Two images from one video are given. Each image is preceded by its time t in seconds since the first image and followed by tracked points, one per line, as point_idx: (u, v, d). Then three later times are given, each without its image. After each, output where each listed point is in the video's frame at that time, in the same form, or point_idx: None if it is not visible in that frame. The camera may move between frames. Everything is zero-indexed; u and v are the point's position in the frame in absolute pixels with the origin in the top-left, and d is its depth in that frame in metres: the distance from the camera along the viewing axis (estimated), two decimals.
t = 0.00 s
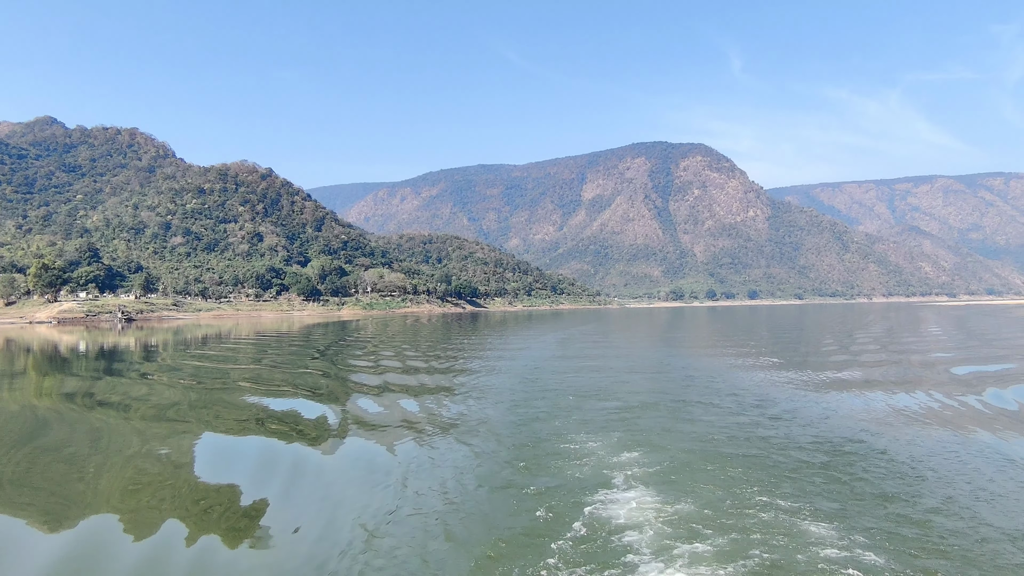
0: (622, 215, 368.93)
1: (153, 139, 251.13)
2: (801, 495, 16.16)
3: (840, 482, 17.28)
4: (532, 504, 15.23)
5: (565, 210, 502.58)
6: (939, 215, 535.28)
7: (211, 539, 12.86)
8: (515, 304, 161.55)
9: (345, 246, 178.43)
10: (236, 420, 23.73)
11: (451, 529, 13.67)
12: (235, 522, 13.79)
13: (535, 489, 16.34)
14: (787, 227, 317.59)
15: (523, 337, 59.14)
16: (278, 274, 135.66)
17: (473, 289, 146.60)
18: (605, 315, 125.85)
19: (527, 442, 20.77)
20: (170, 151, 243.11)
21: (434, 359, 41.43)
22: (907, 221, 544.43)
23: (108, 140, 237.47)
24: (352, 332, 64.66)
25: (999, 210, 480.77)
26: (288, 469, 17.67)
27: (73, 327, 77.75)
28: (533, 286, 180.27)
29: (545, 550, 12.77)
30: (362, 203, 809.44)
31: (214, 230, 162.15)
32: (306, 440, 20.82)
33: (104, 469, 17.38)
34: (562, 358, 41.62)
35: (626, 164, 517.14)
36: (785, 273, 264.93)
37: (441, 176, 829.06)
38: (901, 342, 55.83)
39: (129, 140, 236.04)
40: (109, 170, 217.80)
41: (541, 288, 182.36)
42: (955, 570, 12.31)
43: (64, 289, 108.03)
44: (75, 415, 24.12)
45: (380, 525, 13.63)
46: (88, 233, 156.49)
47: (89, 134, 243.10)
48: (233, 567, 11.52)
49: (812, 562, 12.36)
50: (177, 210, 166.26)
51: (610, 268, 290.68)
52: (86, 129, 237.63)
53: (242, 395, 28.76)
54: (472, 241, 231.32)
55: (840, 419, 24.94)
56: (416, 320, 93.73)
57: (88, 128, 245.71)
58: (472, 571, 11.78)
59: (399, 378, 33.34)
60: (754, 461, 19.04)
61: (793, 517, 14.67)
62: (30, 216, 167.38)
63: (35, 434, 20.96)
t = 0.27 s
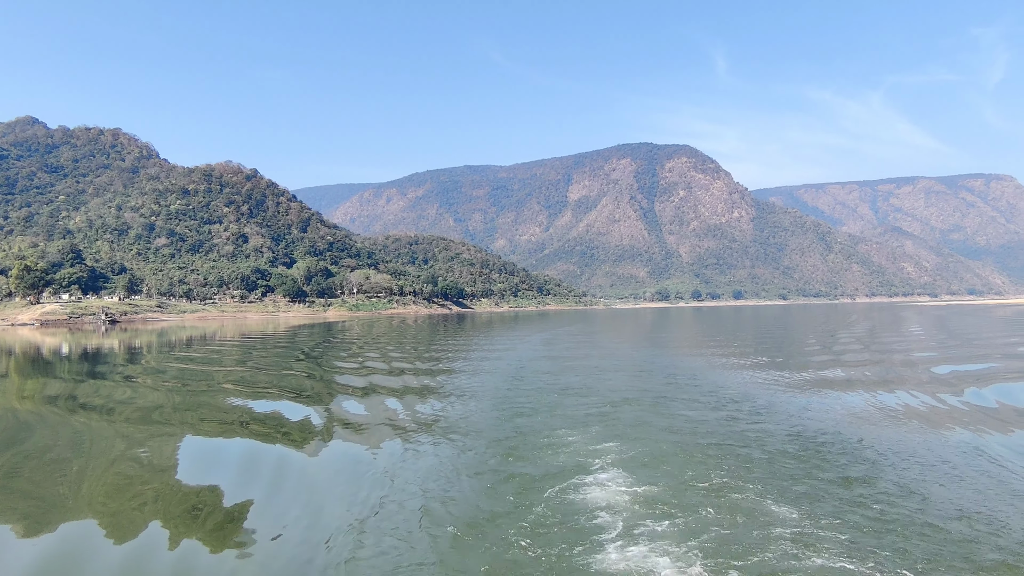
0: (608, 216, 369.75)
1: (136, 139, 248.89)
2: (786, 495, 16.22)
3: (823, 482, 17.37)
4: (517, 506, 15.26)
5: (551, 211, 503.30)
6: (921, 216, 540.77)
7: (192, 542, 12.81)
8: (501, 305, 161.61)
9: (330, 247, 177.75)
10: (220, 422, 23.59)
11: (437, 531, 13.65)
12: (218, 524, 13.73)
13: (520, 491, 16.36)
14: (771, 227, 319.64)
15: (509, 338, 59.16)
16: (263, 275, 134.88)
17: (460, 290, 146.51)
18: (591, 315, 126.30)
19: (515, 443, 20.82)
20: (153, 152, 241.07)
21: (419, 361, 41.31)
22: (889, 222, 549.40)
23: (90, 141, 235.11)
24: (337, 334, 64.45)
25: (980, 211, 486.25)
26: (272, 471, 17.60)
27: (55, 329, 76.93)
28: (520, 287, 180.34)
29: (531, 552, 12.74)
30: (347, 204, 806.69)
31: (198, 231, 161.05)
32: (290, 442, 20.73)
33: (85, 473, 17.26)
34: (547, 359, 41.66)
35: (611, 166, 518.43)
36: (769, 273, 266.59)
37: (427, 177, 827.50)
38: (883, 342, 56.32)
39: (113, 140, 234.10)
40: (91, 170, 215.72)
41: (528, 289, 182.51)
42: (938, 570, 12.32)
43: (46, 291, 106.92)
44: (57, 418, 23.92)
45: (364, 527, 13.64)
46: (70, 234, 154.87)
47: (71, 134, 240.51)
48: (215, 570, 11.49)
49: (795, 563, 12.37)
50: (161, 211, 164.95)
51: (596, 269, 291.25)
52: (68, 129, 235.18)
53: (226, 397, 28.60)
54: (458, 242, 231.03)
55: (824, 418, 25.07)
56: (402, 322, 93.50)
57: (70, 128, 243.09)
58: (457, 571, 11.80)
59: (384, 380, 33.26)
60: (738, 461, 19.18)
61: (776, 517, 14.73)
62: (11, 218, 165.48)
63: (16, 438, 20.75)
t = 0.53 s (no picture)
0: (594, 216, 370.58)
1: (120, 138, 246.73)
2: (766, 494, 16.41)
3: (806, 481, 17.48)
4: (502, 506, 15.31)
5: (538, 211, 503.81)
6: (905, 216, 545.40)
7: (175, 544, 12.74)
8: (489, 305, 161.72)
9: (317, 248, 177.09)
10: (204, 423, 23.47)
11: (420, 530, 13.74)
12: (201, 527, 13.67)
13: (505, 491, 16.40)
14: (757, 228, 321.54)
15: (495, 339, 59.23)
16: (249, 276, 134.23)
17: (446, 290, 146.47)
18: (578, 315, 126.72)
19: (503, 444, 20.90)
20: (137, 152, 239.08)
21: (405, 361, 41.26)
22: (874, 223, 553.63)
23: (74, 140, 232.89)
24: (323, 335, 64.30)
25: (963, 211, 490.69)
26: (256, 473, 17.52)
27: (38, 330, 76.19)
28: (506, 287, 180.47)
29: (512, 549, 12.96)
30: (333, 204, 803.44)
31: (184, 231, 160.01)
32: (275, 443, 20.65)
33: (66, 475, 17.13)
34: (533, 359, 41.74)
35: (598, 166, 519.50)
36: (755, 274, 268.17)
37: (414, 177, 825.62)
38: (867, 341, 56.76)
39: (96, 139, 231.87)
40: (75, 170, 213.75)
41: (515, 289, 182.72)
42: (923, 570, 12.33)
43: (29, 291, 105.85)
44: (41, 420, 23.73)
45: (349, 528, 13.62)
46: (53, 234, 153.31)
47: (54, 133, 238.03)
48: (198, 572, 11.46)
49: (768, 558, 12.62)
50: (146, 211, 163.69)
51: (583, 269, 291.83)
52: (51, 128, 232.81)
53: (210, 399, 28.44)
54: (445, 242, 230.78)
55: (809, 418, 25.32)
56: (389, 322, 93.39)
57: (52, 127, 240.53)
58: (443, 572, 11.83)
59: (369, 380, 33.20)
60: (723, 461, 19.29)
61: (757, 516, 14.78)
62: None
63: None
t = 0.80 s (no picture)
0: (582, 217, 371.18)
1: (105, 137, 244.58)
2: (752, 495, 16.45)
3: (792, 481, 17.58)
4: (487, 507, 15.31)
5: (525, 211, 504.06)
6: (889, 217, 550.14)
7: (160, 546, 12.66)
8: (476, 305, 161.71)
9: (303, 248, 176.34)
10: (188, 425, 23.31)
11: (406, 529, 13.77)
12: (187, 529, 13.59)
13: (491, 492, 16.38)
14: (743, 229, 323.28)
15: (482, 339, 59.24)
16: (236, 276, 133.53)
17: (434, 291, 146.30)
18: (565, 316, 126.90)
19: (489, 443, 20.98)
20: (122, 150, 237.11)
21: (391, 362, 41.13)
22: (858, 224, 557.25)
23: (58, 138, 230.71)
24: (310, 335, 64.07)
25: (946, 213, 494.70)
26: (239, 474, 17.42)
27: (22, 330, 75.41)
28: (494, 287, 180.46)
29: (498, 548, 12.99)
30: (320, 204, 799.91)
31: (169, 231, 158.96)
32: (260, 444, 20.54)
33: (48, 477, 16.94)
34: (520, 359, 41.72)
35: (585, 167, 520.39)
36: (741, 274, 269.57)
37: (401, 177, 823.39)
38: (851, 342, 57.19)
39: (80, 139, 229.61)
40: (59, 168, 211.74)
41: (502, 289, 182.79)
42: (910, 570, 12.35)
43: (13, 291, 104.80)
44: (24, 422, 23.51)
45: (334, 528, 13.59)
46: (37, 233, 151.78)
47: (38, 131, 235.61)
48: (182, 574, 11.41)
49: (752, 557, 12.68)
50: (131, 210, 162.44)
51: (570, 269, 292.19)
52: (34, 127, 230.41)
53: (195, 399, 28.23)
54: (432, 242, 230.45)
55: (793, 419, 25.56)
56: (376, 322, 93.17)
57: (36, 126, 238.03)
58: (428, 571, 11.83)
59: (356, 381, 33.06)
60: (708, 461, 19.36)
61: (743, 517, 14.84)
62: None
63: None
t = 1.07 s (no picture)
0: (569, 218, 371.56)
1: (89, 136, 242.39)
2: (736, 495, 16.53)
3: (777, 482, 17.61)
4: (471, 507, 15.31)
5: (513, 212, 504.11)
6: (873, 220, 554.66)
7: (144, 550, 12.57)
8: (463, 306, 161.70)
9: (290, 248, 175.52)
10: (171, 427, 23.12)
11: (391, 531, 13.76)
12: (171, 532, 13.50)
13: (475, 493, 16.38)
14: (729, 230, 324.85)
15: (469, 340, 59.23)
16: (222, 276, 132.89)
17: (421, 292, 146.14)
18: (553, 317, 126.99)
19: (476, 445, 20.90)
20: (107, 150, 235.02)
21: (377, 363, 41.01)
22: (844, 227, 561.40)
23: (42, 137, 228.42)
24: (297, 336, 63.86)
25: (930, 216, 499.22)
26: (224, 476, 17.32)
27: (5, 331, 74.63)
28: (481, 288, 180.48)
29: (482, 548, 13.02)
30: (307, 204, 796.47)
31: (155, 231, 157.86)
32: (244, 447, 20.41)
33: (29, 481, 16.76)
34: (506, 360, 41.76)
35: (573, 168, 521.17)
36: (727, 276, 270.89)
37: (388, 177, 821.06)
38: (835, 344, 57.68)
39: (65, 138, 227.40)
40: (43, 167, 209.61)
41: (490, 290, 182.87)
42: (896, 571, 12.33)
43: None
44: (6, 423, 23.28)
45: (319, 530, 13.55)
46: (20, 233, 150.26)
47: (21, 130, 233.16)
48: None
49: (738, 555, 12.77)
50: (117, 210, 161.14)
51: (558, 271, 292.48)
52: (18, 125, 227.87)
53: (178, 401, 28.03)
54: (420, 243, 230.10)
55: (778, 418, 25.65)
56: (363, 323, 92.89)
57: (20, 125, 235.54)
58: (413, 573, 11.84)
59: (341, 382, 32.95)
60: (690, 461, 19.44)
61: (729, 518, 14.83)
62: None
63: None
